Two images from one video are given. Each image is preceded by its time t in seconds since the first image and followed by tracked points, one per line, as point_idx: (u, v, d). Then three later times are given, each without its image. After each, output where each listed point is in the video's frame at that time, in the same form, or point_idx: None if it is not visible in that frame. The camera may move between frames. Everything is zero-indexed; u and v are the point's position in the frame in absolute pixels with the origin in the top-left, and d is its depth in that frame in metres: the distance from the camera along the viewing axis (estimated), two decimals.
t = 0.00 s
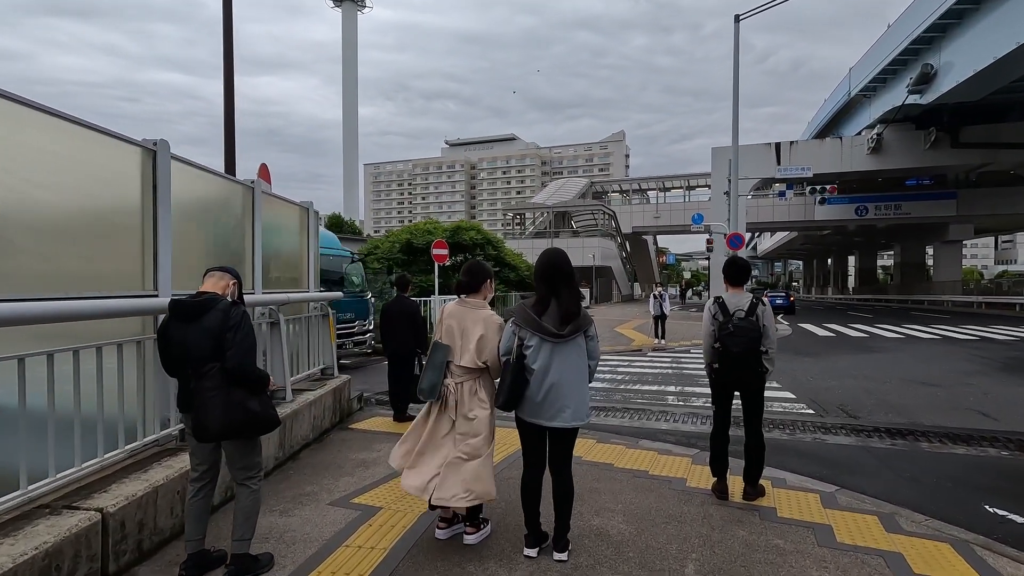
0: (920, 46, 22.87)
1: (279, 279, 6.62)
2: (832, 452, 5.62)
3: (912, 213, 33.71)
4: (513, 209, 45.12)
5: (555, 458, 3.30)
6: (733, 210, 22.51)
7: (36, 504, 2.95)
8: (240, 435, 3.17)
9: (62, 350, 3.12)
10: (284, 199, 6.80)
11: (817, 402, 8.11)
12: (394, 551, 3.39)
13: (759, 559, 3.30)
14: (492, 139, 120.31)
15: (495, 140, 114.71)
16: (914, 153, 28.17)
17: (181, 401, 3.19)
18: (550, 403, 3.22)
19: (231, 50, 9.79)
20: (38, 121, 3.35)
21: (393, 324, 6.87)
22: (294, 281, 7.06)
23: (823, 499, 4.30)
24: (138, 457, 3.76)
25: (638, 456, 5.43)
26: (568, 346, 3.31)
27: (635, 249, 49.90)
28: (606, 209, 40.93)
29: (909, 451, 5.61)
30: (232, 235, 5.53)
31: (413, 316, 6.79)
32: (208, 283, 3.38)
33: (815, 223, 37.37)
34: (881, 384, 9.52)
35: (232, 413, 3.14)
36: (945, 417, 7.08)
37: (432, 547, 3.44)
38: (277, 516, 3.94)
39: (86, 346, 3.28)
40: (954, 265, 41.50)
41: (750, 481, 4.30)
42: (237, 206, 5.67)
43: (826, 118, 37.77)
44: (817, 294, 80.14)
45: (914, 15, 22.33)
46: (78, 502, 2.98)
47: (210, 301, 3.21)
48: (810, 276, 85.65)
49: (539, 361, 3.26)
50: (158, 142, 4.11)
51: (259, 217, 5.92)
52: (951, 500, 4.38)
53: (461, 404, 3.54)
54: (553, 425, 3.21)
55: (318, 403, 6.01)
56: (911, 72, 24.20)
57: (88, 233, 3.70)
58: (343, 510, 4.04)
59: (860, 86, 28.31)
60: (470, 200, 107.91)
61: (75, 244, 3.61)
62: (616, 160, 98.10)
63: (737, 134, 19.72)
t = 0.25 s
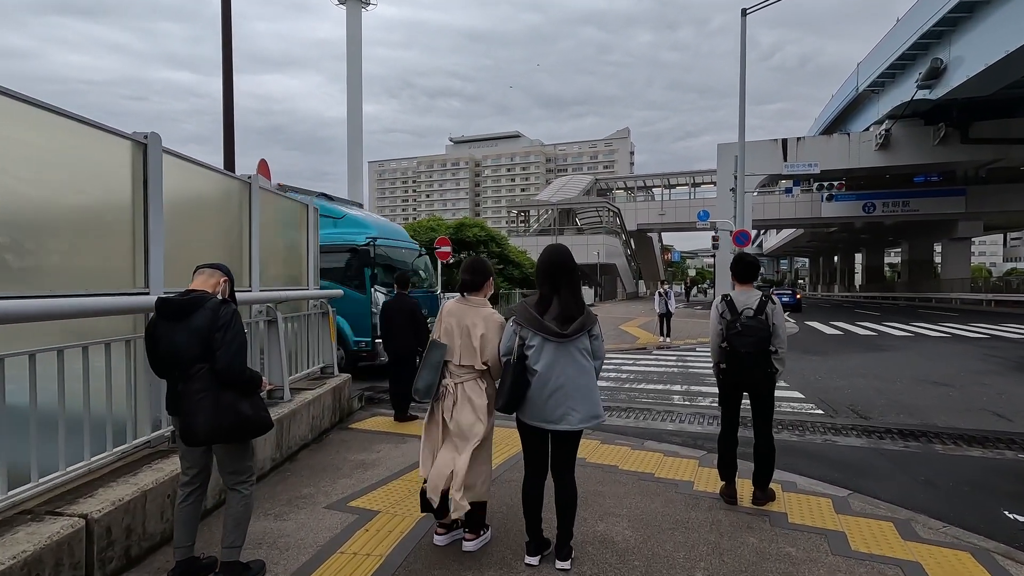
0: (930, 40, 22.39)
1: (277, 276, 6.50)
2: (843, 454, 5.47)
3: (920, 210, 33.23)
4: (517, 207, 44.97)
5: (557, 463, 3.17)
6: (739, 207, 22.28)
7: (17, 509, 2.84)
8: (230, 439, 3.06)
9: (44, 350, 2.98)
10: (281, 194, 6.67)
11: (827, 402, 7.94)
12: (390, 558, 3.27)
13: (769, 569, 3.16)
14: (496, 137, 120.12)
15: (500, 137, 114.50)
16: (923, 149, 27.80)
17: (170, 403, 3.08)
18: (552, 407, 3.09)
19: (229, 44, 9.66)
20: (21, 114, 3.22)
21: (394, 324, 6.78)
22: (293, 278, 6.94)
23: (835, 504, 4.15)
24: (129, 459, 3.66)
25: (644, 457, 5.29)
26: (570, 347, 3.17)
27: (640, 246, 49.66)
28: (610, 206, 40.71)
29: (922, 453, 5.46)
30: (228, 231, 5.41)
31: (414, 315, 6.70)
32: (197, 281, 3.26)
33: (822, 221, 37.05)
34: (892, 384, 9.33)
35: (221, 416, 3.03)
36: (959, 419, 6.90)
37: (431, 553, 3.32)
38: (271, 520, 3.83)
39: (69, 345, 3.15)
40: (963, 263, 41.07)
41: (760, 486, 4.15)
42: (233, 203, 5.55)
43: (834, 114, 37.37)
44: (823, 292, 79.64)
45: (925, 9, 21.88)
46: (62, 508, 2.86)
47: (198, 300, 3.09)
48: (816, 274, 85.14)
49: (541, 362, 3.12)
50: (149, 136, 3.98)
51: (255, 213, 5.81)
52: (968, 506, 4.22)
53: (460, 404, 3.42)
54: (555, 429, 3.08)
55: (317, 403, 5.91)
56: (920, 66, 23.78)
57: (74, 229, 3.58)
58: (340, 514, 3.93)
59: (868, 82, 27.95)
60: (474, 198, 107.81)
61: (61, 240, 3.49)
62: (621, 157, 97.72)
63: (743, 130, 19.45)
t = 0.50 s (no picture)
0: (936, 34, 22.03)
1: (275, 270, 6.41)
2: (852, 451, 5.37)
3: (924, 205, 33.00)
4: (519, 202, 44.81)
5: (560, 462, 3.07)
6: (743, 202, 22.10)
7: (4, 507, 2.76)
8: (224, 436, 2.97)
9: (31, 344, 2.89)
10: (280, 188, 6.58)
11: (833, 399, 7.83)
12: (389, 558, 3.18)
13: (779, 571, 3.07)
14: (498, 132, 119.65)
15: (502, 132, 114.08)
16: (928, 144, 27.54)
17: (163, 398, 2.99)
18: (556, 404, 2.99)
19: (226, 36, 9.52)
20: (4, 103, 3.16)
21: (395, 319, 6.68)
22: (292, 272, 6.85)
23: (845, 504, 4.05)
24: (124, 456, 3.57)
25: (648, 455, 5.20)
26: (574, 342, 3.07)
27: (642, 242, 49.46)
28: (613, 201, 40.50)
29: (933, 451, 5.35)
30: (225, 223, 5.31)
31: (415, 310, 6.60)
32: (190, 274, 3.16)
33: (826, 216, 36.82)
34: (899, 380, 9.20)
35: (214, 413, 2.93)
36: (967, 416, 6.78)
37: (431, 553, 3.24)
38: (268, 518, 3.75)
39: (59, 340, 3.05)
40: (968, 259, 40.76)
41: (768, 485, 4.06)
42: (229, 195, 5.44)
43: (838, 109, 37.04)
44: (826, 288, 79.27)
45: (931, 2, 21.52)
46: (51, 507, 2.79)
47: (190, 294, 2.99)
48: (819, 269, 84.78)
49: (544, 357, 3.02)
50: (142, 125, 3.89)
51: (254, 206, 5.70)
52: (981, 506, 4.11)
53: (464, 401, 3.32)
54: (559, 427, 2.98)
55: (317, 399, 5.82)
56: (926, 60, 23.42)
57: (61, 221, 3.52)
58: (339, 513, 3.85)
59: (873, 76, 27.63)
60: (476, 193, 107.56)
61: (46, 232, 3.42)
62: (623, 153, 97.27)
63: (747, 125, 19.23)
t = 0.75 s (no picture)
0: (938, 28, 21.85)
1: (269, 265, 6.32)
2: (853, 449, 5.29)
3: (925, 201, 32.89)
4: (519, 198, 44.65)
5: (556, 461, 2.99)
6: (743, 197, 21.98)
7: None
8: (213, 435, 2.88)
9: (10, 339, 2.79)
10: (275, 181, 6.46)
11: (834, 395, 7.76)
12: (381, 560, 3.10)
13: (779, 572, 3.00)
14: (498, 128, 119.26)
15: (501, 128, 113.71)
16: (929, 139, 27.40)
17: (150, 395, 2.90)
18: (552, 401, 2.91)
19: (220, 28, 9.37)
20: None
21: (393, 315, 6.58)
22: (286, 267, 6.75)
23: (847, 502, 3.97)
24: (111, 455, 3.48)
25: (647, 452, 5.12)
26: (571, 337, 2.98)
27: (642, 238, 49.34)
28: (612, 197, 40.36)
29: (936, 448, 5.28)
30: (215, 217, 5.23)
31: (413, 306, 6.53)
32: (174, 268, 3.05)
33: (826, 211, 36.72)
34: (900, 376, 9.13)
35: (202, 411, 2.85)
36: (969, 413, 6.71)
37: (425, 554, 3.16)
38: (259, 517, 3.67)
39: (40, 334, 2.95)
40: (968, 255, 40.66)
41: (769, 482, 3.98)
42: (220, 188, 5.36)
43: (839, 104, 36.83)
44: (826, 284, 79.18)
45: None
46: (31, 507, 2.70)
47: (173, 289, 2.88)
48: (819, 265, 84.69)
49: (540, 353, 2.93)
50: (129, 115, 3.80)
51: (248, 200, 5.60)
52: (986, 505, 4.03)
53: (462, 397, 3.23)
54: (556, 425, 2.90)
55: (311, 395, 5.73)
56: (928, 55, 23.18)
57: (43, 211, 3.39)
58: (331, 511, 3.77)
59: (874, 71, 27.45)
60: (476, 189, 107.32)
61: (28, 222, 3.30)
62: (623, 148, 97.00)
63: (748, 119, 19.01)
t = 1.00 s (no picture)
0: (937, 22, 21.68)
1: (260, 259, 6.21)
2: (853, 446, 5.23)
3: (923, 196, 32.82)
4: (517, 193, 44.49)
5: (549, 460, 2.91)
6: (742, 192, 21.88)
7: None
8: (199, 434, 2.77)
9: None
10: (265, 173, 6.35)
11: (833, 391, 7.69)
12: (370, 561, 3.02)
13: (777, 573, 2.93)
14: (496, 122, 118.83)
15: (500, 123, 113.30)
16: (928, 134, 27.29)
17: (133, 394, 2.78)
18: (543, 398, 2.82)
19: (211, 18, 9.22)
20: None
21: (387, 310, 6.48)
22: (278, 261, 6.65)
23: (847, 501, 3.90)
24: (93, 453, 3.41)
25: (644, 449, 5.05)
26: (564, 333, 2.89)
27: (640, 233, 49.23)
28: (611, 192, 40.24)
29: (936, 445, 5.22)
30: (200, 210, 5.12)
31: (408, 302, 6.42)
32: (157, 262, 2.92)
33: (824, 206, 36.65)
34: (899, 372, 9.07)
35: (187, 410, 2.73)
36: (969, 409, 6.65)
37: (415, 555, 3.08)
38: (247, 517, 3.59)
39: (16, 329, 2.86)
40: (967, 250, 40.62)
41: (768, 481, 3.91)
42: (207, 180, 5.25)
43: (838, 99, 36.67)
44: (824, 279, 79.18)
45: None
46: (6, 509, 2.61)
47: (155, 284, 2.74)
48: (817, 260, 84.68)
49: (531, 349, 2.85)
50: (110, 104, 3.72)
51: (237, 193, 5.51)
52: (987, 503, 3.98)
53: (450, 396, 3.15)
54: (547, 423, 2.82)
55: (303, 391, 5.65)
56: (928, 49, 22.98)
57: (21, 203, 3.29)
58: (321, 511, 3.69)
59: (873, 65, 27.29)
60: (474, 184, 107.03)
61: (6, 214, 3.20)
62: (622, 143, 96.72)
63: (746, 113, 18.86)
